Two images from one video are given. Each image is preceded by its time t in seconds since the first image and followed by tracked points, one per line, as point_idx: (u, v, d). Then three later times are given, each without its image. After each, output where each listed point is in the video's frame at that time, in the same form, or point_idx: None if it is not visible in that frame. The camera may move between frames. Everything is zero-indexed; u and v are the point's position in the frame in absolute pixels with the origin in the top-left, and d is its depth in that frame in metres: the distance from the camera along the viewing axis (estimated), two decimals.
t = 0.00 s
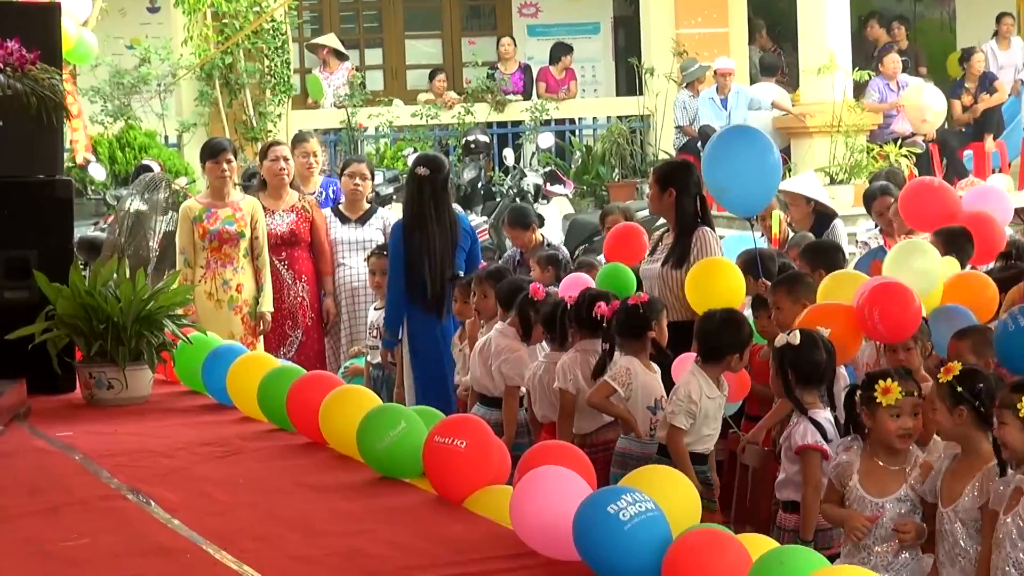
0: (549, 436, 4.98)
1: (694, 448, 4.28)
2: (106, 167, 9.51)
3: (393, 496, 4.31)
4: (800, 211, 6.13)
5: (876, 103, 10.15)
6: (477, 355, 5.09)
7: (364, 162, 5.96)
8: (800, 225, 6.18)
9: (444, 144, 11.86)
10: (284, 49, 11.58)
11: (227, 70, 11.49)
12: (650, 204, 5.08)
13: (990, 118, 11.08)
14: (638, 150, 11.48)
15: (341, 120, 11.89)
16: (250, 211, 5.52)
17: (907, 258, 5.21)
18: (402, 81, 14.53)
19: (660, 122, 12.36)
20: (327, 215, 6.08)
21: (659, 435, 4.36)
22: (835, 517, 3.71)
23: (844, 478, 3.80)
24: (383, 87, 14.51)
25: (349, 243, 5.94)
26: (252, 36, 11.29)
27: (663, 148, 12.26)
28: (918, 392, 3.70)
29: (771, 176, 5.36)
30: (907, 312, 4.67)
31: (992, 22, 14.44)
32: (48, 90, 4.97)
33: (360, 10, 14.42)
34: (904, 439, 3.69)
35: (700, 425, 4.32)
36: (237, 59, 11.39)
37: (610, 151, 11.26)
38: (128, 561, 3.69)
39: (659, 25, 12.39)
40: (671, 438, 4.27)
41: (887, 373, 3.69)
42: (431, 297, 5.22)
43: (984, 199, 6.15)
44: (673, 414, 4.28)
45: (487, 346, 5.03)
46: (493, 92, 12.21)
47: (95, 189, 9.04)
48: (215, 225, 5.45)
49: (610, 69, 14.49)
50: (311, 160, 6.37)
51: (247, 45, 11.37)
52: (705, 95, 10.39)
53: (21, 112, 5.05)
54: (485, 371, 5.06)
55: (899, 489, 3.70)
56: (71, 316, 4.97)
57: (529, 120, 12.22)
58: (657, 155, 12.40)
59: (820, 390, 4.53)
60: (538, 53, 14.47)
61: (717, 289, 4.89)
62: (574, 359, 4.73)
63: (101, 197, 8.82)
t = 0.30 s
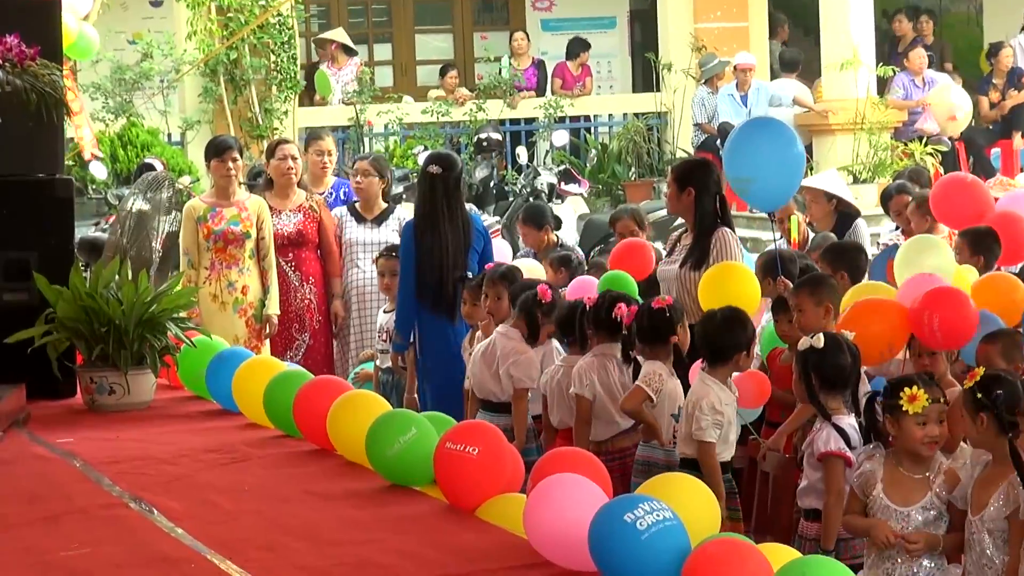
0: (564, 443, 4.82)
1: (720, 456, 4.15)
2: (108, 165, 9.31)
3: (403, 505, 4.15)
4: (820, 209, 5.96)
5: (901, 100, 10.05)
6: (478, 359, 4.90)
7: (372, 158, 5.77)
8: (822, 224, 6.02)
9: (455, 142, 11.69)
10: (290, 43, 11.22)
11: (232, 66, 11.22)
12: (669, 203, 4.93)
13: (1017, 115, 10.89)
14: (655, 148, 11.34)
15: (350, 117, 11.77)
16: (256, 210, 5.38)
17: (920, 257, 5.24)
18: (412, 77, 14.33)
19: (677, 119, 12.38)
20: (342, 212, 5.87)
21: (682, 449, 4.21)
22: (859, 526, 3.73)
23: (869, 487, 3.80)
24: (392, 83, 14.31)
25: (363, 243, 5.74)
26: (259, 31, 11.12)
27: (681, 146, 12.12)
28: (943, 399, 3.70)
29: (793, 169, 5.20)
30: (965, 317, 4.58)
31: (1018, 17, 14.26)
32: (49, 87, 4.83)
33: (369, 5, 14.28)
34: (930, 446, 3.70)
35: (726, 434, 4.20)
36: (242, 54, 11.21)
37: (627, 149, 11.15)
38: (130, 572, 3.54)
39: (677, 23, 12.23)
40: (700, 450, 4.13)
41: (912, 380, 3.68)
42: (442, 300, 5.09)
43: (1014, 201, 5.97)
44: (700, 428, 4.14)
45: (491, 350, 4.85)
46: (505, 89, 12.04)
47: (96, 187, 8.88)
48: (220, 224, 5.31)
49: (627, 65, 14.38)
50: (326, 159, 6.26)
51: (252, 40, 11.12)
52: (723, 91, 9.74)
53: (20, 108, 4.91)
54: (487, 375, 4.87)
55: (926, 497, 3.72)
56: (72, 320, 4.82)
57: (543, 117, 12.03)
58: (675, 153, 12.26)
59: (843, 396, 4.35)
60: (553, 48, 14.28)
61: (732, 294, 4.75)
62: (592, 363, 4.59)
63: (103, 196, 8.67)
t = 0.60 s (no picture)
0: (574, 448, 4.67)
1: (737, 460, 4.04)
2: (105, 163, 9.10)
3: (408, 512, 4.00)
4: (839, 207, 5.78)
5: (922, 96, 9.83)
6: (468, 369, 4.74)
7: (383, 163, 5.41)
8: (840, 223, 5.85)
9: (462, 138, 11.49)
10: (293, 38, 11.14)
11: (234, 61, 11.09)
12: (683, 202, 4.78)
13: None
14: (669, 146, 11.18)
15: (354, 114, 11.49)
16: (258, 209, 5.24)
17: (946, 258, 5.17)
18: (419, 72, 14.05)
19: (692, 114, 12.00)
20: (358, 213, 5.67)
21: (697, 459, 4.08)
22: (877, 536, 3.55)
23: (890, 496, 3.62)
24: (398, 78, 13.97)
25: (372, 243, 5.53)
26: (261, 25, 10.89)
27: (695, 143, 11.88)
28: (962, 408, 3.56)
29: (817, 164, 5.06)
30: (1008, 312, 4.44)
31: None
32: (45, 82, 4.63)
33: None
34: (949, 458, 3.54)
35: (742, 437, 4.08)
36: (244, 49, 11.03)
37: (640, 147, 10.98)
38: None
39: (692, 18, 11.93)
40: (720, 458, 4.01)
41: (924, 392, 3.54)
42: (450, 302, 4.95)
43: None
44: (717, 436, 4.01)
45: (480, 357, 4.69)
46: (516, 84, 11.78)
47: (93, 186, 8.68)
48: (220, 224, 5.17)
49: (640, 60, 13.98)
50: (328, 158, 6.12)
51: (254, 34, 11.00)
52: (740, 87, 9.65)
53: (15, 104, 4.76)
54: (479, 384, 4.72)
55: (951, 506, 3.54)
56: (69, 322, 4.67)
57: (553, 113, 11.80)
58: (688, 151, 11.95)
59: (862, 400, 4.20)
60: (564, 42, 14.01)
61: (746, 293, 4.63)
62: (610, 363, 4.46)
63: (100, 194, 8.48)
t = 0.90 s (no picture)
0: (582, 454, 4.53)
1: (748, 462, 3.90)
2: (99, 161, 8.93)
3: (410, 520, 3.86)
4: (853, 205, 5.64)
5: (941, 91, 9.68)
6: (474, 374, 4.56)
7: (393, 161, 5.23)
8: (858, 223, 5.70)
9: (467, 135, 11.32)
10: (292, 30, 10.56)
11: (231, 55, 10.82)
12: (695, 201, 4.66)
13: None
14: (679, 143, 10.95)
15: (355, 109, 11.29)
16: (256, 207, 5.10)
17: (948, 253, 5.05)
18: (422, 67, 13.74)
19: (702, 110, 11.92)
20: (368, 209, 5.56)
21: (705, 464, 3.93)
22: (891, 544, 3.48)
23: (907, 505, 3.52)
24: (400, 72, 13.81)
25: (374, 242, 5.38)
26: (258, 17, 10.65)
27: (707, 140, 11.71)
28: (973, 415, 3.42)
29: (825, 166, 4.93)
30: None
31: None
32: (37, 76, 4.60)
33: None
34: (960, 466, 3.42)
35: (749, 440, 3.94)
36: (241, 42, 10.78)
37: (649, 143, 10.76)
38: None
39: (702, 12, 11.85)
40: (729, 462, 3.86)
41: (928, 400, 3.43)
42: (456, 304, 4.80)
43: None
44: (724, 440, 3.86)
45: (490, 360, 4.53)
46: (519, 79, 11.61)
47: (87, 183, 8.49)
48: (218, 222, 5.03)
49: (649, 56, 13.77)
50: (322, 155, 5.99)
51: (252, 28, 10.44)
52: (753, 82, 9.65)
53: (7, 99, 4.62)
54: (487, 387, 4.54)
55: (967, 513, 3.42)
56: (61, 323, 4.53)
57: (560, 109, 11.60)
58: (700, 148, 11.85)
59: (880, 403, 4.06)
60: (571, 36, 13.69)
61: (758, 294, 4.46)
62: (614, 368, 4.32)
63: (94, 192, 8.32)
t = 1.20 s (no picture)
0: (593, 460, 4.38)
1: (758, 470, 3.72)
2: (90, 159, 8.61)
3: (415, 529, 3.71)
4: (871, 203, 5.46)
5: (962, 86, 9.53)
6: (497, 379, 4.35)
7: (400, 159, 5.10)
8: (877, 222, 5.55)
9: (473, 132, 10.84)
10: (293, 24, 10.48)
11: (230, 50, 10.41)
12: (710, 200, 4.60)
13: None
14: (692, 139, 10.28)
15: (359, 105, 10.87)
16: (255, 207, 4.97)
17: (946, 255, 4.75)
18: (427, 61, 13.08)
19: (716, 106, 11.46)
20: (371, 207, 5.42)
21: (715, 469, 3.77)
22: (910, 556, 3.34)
23: (925, 514, 3.40)
24: (404, 68, 13.04)
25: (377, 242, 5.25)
26: (259, 11, 10.31)
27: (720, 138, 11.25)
28: (986, 421, 3.28)
29: (807, 174, 4.52)
30: None
31: None
32: (29, 72, 4.41)
33: None
34: (975, 474, 3.29)
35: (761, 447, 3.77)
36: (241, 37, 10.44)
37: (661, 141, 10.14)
38: None
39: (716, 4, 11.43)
40: (737, 469, 3.69)
41: (939, 408, 3.30)
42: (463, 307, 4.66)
43: None
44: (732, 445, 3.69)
45: (512, 363, 4.36)
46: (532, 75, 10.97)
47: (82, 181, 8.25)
48: (216, 222, 4.90)
49: (661, 49, 12.93)
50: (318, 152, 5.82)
51: (251, 20, 10.32)
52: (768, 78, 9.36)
53: None
54: (512, 391, 4.37)
55: (984, 522, 3.29)
56: (55, 326, 4.40)
57: (569, 105, 11.06)
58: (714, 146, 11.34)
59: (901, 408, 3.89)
60: (581, 29, 12.94)
61: (772, 297, 4.30)
62: (623, 371, 4.16)
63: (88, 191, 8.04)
